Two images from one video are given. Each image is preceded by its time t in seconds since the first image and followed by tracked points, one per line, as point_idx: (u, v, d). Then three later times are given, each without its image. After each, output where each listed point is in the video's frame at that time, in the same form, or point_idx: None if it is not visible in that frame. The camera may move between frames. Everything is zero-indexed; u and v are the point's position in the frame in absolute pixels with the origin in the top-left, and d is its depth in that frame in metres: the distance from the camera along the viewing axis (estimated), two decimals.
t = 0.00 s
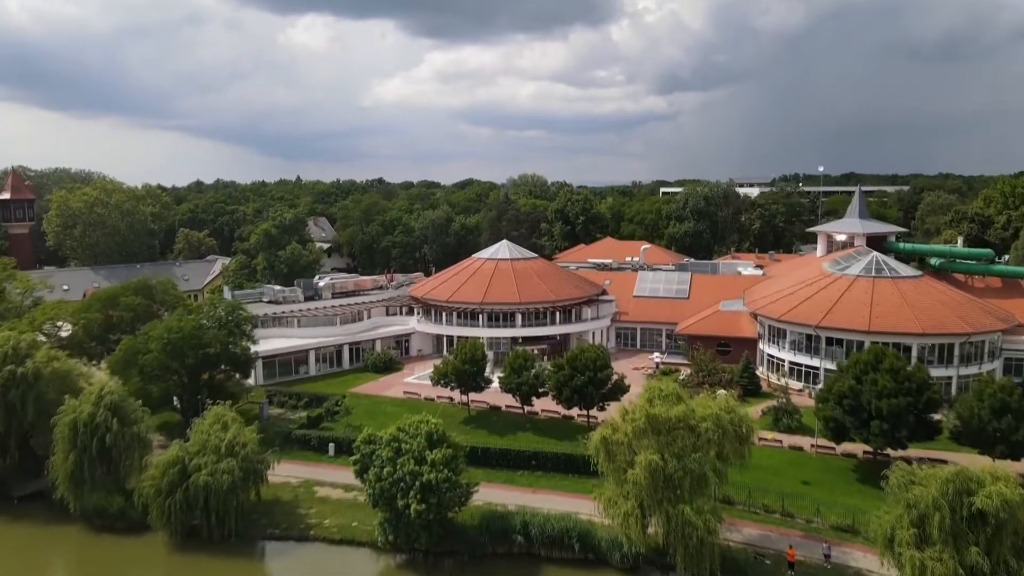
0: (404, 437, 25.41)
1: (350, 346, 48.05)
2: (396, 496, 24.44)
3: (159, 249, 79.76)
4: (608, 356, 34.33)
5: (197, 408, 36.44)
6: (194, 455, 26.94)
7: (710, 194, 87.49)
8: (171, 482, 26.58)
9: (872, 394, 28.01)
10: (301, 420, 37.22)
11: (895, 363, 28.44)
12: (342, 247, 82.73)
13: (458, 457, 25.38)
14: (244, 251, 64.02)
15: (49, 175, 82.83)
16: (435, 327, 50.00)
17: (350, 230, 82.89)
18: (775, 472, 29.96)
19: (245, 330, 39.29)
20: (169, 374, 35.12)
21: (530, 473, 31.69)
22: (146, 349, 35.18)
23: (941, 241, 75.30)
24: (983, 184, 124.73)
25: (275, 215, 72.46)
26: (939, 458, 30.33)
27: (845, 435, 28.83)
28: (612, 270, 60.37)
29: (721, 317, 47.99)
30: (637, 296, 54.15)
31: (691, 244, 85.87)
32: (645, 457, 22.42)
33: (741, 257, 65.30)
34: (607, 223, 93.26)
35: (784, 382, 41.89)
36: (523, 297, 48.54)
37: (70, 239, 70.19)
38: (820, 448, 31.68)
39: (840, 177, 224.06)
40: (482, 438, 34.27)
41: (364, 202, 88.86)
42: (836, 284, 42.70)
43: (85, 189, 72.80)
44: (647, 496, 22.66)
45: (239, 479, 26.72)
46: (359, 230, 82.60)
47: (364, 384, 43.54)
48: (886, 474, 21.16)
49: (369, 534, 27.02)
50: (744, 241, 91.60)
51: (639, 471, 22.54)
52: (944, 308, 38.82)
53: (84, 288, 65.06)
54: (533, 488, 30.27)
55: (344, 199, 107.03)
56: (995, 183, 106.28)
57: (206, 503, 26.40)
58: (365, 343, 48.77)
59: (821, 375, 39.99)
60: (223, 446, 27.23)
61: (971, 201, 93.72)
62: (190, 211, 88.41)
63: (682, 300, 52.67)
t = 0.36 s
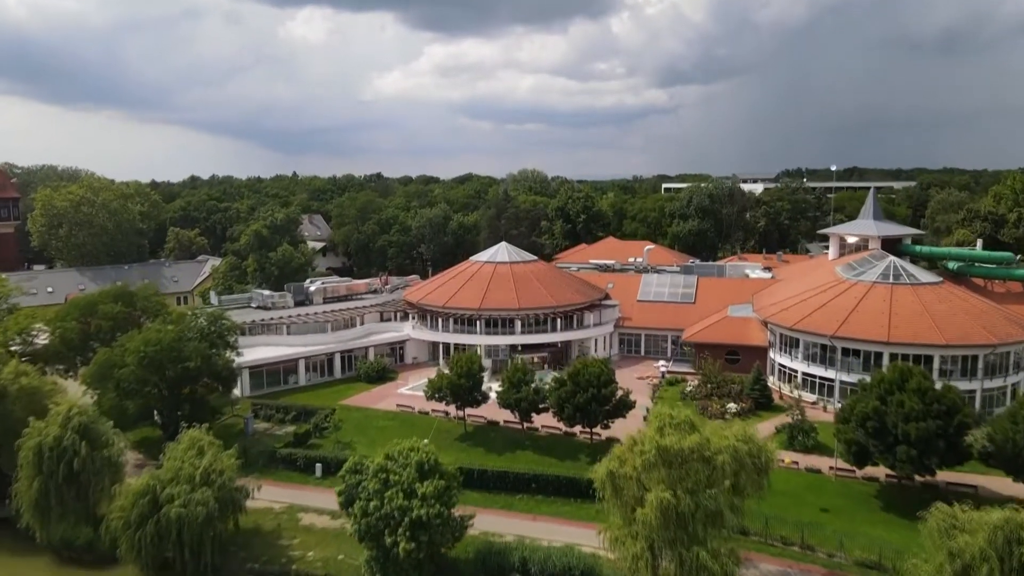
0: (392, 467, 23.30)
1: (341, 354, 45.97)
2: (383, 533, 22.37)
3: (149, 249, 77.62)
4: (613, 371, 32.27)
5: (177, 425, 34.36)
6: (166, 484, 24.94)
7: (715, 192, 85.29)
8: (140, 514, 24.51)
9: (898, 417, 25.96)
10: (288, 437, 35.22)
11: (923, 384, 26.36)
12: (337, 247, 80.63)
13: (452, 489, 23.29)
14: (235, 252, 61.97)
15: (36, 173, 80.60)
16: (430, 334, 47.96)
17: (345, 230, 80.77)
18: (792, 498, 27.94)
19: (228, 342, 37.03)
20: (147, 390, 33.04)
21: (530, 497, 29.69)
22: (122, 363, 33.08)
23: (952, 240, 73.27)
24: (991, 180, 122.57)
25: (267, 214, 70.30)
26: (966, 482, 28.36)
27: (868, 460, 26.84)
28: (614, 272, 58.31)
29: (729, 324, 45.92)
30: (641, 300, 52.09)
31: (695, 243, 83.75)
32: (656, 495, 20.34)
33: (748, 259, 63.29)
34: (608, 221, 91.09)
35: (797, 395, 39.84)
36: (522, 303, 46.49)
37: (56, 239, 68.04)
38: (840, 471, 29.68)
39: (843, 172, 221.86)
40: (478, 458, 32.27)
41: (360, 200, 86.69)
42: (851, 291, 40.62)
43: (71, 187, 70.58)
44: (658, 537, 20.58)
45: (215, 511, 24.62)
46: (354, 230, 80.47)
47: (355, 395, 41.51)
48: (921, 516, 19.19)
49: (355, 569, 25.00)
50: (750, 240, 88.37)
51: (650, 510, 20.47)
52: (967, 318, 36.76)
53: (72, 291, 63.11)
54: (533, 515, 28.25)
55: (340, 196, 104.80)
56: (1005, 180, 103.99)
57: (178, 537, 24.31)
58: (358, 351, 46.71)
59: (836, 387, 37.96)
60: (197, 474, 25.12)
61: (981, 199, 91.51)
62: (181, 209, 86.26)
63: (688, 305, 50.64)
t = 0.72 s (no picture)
0: (379, 510, 21.21)
1: (332, 365, 43.88)
2: None
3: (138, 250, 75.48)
4: (618, 391, 30.21)
5: (155, 447, 32.32)
6: (133, 522, 22.92)
7: (720, 190, 83.03)
8: (103, 557, 22.39)
9: (930, 449, 23.89)
10: (273, 459, 33.22)
11: (956, 413, 24.29)
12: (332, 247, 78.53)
13: (443, 534, 21.17)
14: (224, 255, 59.84)
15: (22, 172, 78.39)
16: (426, 343, 45.90)
17: (340, 229, 78.64)
18: (812, 533, 25.90)
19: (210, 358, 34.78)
20: (120, 412, 30.93)
21: (529, 528, 27.69)
22: (94, 383, 30.99)
23: (964, 240, 71.18)
24: (1000, 177, 120.36)
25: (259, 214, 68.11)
26: (999, 515, 26.36)
27: (895, 493, 24.81)
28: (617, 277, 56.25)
29: (738, 333, 43.84)
30: (645, 307, 50.01)
31: (700, 242, 81.56)
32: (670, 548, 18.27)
33: (755, 262, 61.19)
34: (610, 219, 88.95)
35: (811, 411, 37.81)
36: (521, 311, 44.42)
37: (40, 241, 65.92)
38: (862, 501, 27.64)
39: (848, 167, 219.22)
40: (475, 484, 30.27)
41: (355, 198, 84.48)
42: (868, 301, 38.51)
43: (56, 187, 68.38)
44: None
45: (185, 553, 22.48)
46: (349, 229, 78.32)
47: (346, 410, 39.48)
48: (965, 572, 17.17)
49: None
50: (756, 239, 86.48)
51: (663, 564, 18.39)
52: (993, 331, 34.70)
53: (56, 295, 61.04)
54: (532, 550, 26.25)
55: (336, 193, 102.55)
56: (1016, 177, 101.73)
57: None
58: (350, 362, 44.62)
59: (853, 404, 35.93)
60: (167, 513, 23.01)
61: (993, 196, 89.30)
62: (172, 208, 84.05)
63: (695, 312, 48.58)
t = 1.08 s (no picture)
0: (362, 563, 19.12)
1: (322, 379, 41.79)
2: None
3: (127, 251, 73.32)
4: (624, 417, 28.15)
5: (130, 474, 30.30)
6: (93, 571, 20.40)
7: (726, 189, 80.68)
8: None
9: (966, 490, 21.84)
10: (257, 486, 31.19)
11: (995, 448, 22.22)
12: (327, 248, 76.42)
13: None
14: (213, 259, 57.72)
15: (7, 171, 76.12)
16: (421, 354, 43.86)
17: (335, 230, 76.52)
18: None
19: (189, 378, 32.68)
20: (91, 438, 28.84)
21: (529, 568, 25.69)
22: (63, 407, 28.91)
23: (977, 242, 69.03)
24: (1009, 174, 118.07)
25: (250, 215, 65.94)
26: None
27: (927, 534, 22.78)
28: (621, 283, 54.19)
29: (748, 344, 41.78)
30: (650, 315, 47.99)
31: (704, 243, 79.39)
32: None
33: (763, 266, 59.16)
34: (613, 219, 86.81)
35: (827, 431, 35.76)
36: (521, 322, 42.41)
37: (24, 244, 63.78)
38: (889, 538, 25.61)
39: (851, 162, 216.95)
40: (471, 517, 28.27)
41: (351, 197, 82.29)
42: (887, 313, 36.47)
43: (41, 187, 66.14)
44: None
45: None
46: (344, 230, 76.20)
47: (336, 429, 37.45)
48: None
49: None
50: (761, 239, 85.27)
51: None
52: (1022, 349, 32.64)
53: (39, 301, 58.63)
54: None
55: (332, 191, 100.31)
56: None
57: None
58: (340, 375, 42.52)
59: (873, 425, 33.89)
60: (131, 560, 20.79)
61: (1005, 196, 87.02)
62: (163, 208, 81.88)
63: (702, 322, 46.56)
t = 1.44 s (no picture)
0: None
1: (311, 396, 39.76)
2: None
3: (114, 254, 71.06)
4: (631, 449, 26.10)
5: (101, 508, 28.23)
6: None
7: (732, 189, 78.37)
8: None
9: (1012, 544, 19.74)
10: (238, 519, 29.17)
11: None
12: (321, 250, 74.28)
13: None
14: (201, 265, 55.60)
15: None
16: (415, 369, 41.83)
17: (329, 232, 74.33)
18: None
19: (167, 403, 30.61)
20: (58, 472, 26.76)
21: None
22: (27, 439, 26.75)
23: (992, 245, 66.85)
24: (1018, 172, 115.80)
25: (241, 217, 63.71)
26: None
27: None
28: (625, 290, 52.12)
29: (758, 360, 39.72)
30: (655, 326, 45.93)
31: (709, 245, 77.19)
32: None
33: (771, 272, 57.11)
34: (615, 219, 84.62)
35: (845, 455, 33.74)
36: (520, 335, 40.38)
37: (6, 247, 61.53)
38: None
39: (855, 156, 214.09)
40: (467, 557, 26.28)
41: (346, 197, 80.05)
42: (908, 329, 34.42)
43: (24, 188, 63.84)
44: None
45: None
46: (339, 231, 74.03)
47: (325, 453, 35.45)
48: None
49: None
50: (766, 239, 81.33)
51: None
52: None
53: (21, 308, 56.19)
54: None
55: (327, 190, 98.02)
56: None
57: None
58: (330, 392, 40.47)
59: (894, 450, 31.92)
60: None
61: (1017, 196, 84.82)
62: (153, 208, 79.57)
63: (709, 334, 44.51)
